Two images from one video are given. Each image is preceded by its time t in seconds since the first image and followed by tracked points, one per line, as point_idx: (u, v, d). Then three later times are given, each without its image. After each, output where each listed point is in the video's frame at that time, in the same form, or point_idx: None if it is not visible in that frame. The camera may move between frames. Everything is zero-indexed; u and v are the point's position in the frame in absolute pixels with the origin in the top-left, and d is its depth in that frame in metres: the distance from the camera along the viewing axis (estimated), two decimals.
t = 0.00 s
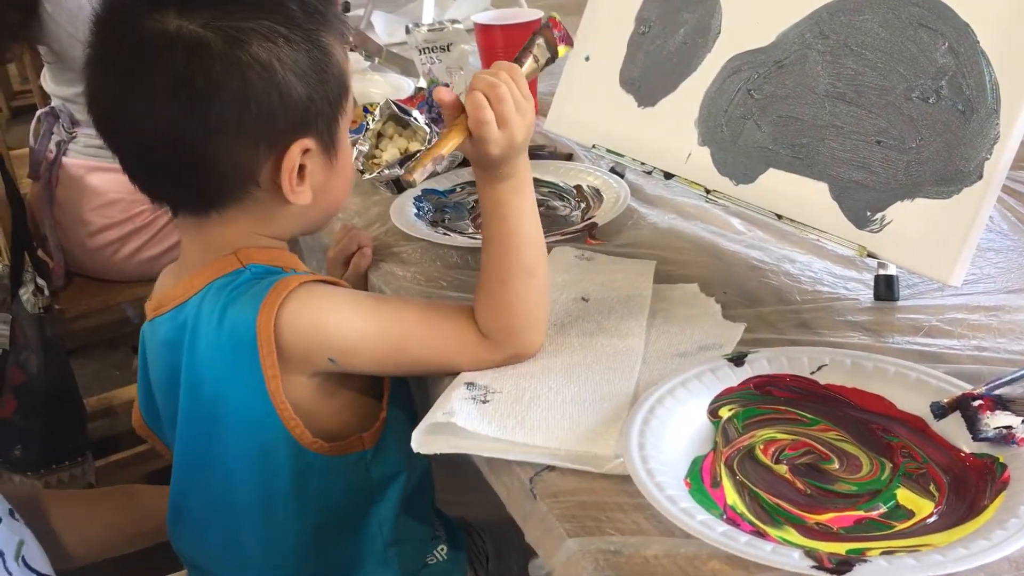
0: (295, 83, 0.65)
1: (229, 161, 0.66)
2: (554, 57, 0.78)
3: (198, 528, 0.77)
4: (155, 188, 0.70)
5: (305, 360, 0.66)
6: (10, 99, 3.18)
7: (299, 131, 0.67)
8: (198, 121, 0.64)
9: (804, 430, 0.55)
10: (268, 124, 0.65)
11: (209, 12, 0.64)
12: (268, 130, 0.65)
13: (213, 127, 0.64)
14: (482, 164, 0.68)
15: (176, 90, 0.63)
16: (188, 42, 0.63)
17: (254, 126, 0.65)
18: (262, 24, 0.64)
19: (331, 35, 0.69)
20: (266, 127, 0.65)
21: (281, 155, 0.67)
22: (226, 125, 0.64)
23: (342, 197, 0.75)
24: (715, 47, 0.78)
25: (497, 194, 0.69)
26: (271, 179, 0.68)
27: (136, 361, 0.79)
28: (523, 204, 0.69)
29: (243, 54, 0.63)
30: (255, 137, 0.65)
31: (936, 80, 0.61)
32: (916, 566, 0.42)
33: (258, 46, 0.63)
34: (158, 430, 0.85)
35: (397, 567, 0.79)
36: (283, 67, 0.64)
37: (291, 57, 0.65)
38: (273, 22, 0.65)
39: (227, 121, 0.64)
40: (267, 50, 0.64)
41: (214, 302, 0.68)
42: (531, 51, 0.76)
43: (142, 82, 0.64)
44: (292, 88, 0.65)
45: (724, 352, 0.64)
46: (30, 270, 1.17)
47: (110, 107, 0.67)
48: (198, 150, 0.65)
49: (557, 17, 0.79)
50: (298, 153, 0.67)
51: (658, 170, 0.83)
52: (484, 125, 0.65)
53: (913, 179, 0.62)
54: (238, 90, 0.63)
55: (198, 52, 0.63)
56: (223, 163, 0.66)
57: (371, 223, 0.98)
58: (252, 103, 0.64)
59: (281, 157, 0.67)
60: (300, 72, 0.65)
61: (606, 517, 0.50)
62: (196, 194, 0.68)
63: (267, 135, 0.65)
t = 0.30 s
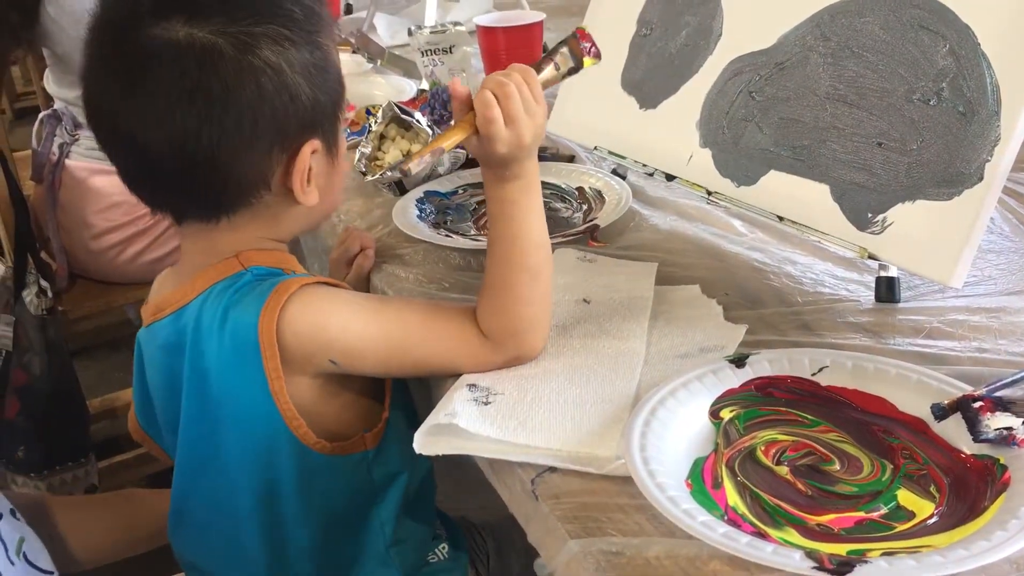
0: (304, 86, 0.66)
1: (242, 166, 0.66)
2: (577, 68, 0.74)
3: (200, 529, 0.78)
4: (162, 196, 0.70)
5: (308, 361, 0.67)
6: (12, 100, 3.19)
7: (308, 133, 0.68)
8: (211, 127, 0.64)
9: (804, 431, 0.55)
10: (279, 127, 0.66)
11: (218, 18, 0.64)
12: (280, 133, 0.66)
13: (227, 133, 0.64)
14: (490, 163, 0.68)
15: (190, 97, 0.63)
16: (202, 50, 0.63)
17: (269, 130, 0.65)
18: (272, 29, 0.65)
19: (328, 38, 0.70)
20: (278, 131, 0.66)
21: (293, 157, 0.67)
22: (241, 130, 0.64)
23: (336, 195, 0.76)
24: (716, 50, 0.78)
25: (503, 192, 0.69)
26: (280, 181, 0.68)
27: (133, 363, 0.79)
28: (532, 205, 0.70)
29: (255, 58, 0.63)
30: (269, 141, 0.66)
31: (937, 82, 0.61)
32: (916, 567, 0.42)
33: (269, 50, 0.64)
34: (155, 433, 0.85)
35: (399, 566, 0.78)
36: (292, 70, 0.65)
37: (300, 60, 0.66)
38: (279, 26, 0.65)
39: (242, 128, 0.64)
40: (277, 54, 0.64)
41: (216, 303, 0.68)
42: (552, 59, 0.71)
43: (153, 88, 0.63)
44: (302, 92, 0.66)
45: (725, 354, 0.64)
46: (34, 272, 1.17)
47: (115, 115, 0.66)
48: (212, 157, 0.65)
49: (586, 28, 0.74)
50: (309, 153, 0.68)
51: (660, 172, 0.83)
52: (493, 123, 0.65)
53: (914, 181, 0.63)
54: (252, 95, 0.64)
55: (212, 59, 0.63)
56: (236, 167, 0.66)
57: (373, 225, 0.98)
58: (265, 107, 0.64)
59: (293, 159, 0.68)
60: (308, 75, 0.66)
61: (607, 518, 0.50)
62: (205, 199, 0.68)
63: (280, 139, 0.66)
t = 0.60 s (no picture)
0: (308, 89, 0.67)
1: (251, 170, 0.66)
2: (578, 73, 0.74)
3: (204, 531, 0.78)
4: (171, 204, 0.70)
5: (311, 362, 0.67)
6: (17, 103, 3.21)
7: (312, 136, 0.68)
8: (220, 133, 0.64)
9: (806, 434, 0.56)
10: (285, 131, 0.66)
11: (221, 26, 0.65)
12: (287, 136, 0.66)
13: (235, 139, 0.64)
14: (490, 153, 0.68)
15: (200, 105, 0.63)
16: (209, 57, 0.63)
17: (278, 133, 0.66)
18: (275, 33, 0.66)
19: (324, 41, 0.72)
20: (285, 135, 0.66)
21: (300, 158, 0.68)
22: (250, 135, 0.65)
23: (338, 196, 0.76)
24: (718, 54, 0.78)
25: (504, 193, 0.70)
26: (287, 184, 0.69)
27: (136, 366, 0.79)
28: (531, 203, 0.70)
29: (261, 63, 0.64)
30: (277, 144, 0.66)
31: (938, 86, 0.61)
32: (916, 570, 0.42)
33: (274, 55, 0.65)
34: (159, 435, 0.85)
35: (402, 567, 0.78)
36: (297, 75, 0.66)
37: (302, 63, 0.67)
38: (282, 32, 0.66)
39: (249, 132, 0.65)
40: (283, 59, 0.65)
41: (220, 306, 0.68)
42: (555, 61, 0.72)
43: (162, 96, 0.64)
44: (306, 95, 0.67)
45: (728, 357, 0.64)
46: (38, 276, 1.17)
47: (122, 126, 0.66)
48: (224, 163, 0.65)
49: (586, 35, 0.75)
50: (316, 155, 0.68)
51: (662, 175, 0.83)
52: (495, 112, 0.65)
53: (916, 185, 0.63)
54: (260, 100, 0.64)
55: (219, 65, 0.63)
56: (245, 172, 0.66)
57: (376, 228, 0.98)
58: (272, 112, 0.65)
59: (299, 161, 0.68)
60: (310, 78, 0.67)
61: (610, 521, 0.50)
62: (213, 205, 0.68)
63: (287, 142, 0.67)
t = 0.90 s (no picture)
0: (255, 96, 0.64)
1: (204, 177, 0.67)
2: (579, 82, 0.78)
3: (210, 533, 0.78)
4: (152, 201, 0.72)
5: (314, 361, 0.67)
6: (21, 107, 3.22)
7: (265, 143, 0.66)
8: (165, 142, 0.65)
9: (811, 437, 0.56)
10: (229, 140, 0.65)
11: (167, 29, 0.63)
12: (232, 146, 0.65)
13: (178, 149, 0.65)
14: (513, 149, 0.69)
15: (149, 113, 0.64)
16: (149, 66, 0.63)
17: (220, 143, 0.65)
18: (217, 39, 0.63)
19: (304, 38, 0.67)
20: (229, 144, 0.65)
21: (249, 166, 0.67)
22: (196, 144, 0.65)
23: (343, 198, 0.76)
24: (723, 57, 0.78)
25: (514, 191, 0.70)
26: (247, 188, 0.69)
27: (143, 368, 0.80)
28: (545, 201, 0.70)
29: (195, 74, 0.63)
30: (220, 154, 0.66)
31: (944, 89, 0.61)
32: (923, 573, 0.42)
33: (211, 64, 0.63)
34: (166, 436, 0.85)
35: (405, 567, 0.78)
36: (238, 84, 0.63)
37: (248, 72, 0.64)
38: (228, 34, 0.63)
39: (191, 142, 0.65)
40: (220, 67, 0.63)
41: (222, 306, 0.68)
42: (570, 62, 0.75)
43: (119, 101, 0.65)
44: (252, 102, 0.64)
45: (733, 360, 0.64)
46: (42, 278, 1.17)
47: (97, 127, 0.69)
48: (177, 168, 0.67)
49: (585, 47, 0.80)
50: (265, 164, 0.67)
51: (667, 178, 0.84)
52: (548, 100, 0.65)
53: (921, 188, 0.63)
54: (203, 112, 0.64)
55: (157, 76, 0.63)
56: (207, 176, 0.67)
57: (380, 231, 0.98)
58: (211, 123, 0.64)
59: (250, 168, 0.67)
60: (260, 86, 0.64)
61: (615, 524, 0.50)
62: (183, 206, 0.70)
63: (230, 152, 0.66)
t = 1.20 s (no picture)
0: (195, 104, 0.66)
1: (173, 182, 0.70)
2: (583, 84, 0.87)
3: (217, 532, 0.78)
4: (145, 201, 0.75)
5: (315, 359, 0.67)
6: (26, 108, 3.23)
7: (214, 149, 0.67)
8: (134, 149, 0.69)
9: (815, 439, 0.56)
10: (180, 146, 0.67)
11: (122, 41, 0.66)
12: (183, 152, 0.67)
13: (144, 155, 0.69)
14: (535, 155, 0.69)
15: (114, 121, 0.68)
16: (107, 77, 0.67)
17: (170, 149, 0.68)
18: (158, 48, 0.65)
19: (258, 40, 0.67)
20: (180, 150, 0.67)
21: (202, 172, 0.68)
22: (153, 150, 0.68)
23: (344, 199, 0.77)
24: (726, 59, 0.78)
25: (531, 194, 0.70)
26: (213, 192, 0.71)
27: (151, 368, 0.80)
28: (555, 201, 0.70)
29: (141, 84, 0.65)
30: (175, 160, 0.68)
31: (947, 92, 0.61)
32: (928, 574, 0.42)
33: (149, 75, 0.65)
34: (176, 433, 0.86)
35: (412, 565, 0.79)
36: (177, 92, 0.65)
37: (185, 79, 0.65)
38: (168, 46, 0.65)
39: (150, 148, 0.68)
40: (159, 78, 0.65)
41: (225, 303, 0.69)
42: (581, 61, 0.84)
43: (94, 109, 0.70)
44: (194, 110, 0.66)
45: (736, 362, 0.65)
46: (45, 280, 1.18)
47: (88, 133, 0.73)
48: (147, 173, 0.70)
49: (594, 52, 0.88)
50: (213, 172, 0.67)
51: (670, 180, 0.84)
52: (580, 110, 0.65)
53: (925, 190, 0.63)
54: (151, 119, 0.66)
55: (113, 86, 0.67)
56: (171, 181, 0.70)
57: (384, 233, 0.99)
58: (161, 130, 0.67)
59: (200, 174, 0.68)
60: (198, 91, 0.65)
61: (619, 525, 0.50)
62: (164, 208, 0.74)
63: (182, 158, 0.68)
